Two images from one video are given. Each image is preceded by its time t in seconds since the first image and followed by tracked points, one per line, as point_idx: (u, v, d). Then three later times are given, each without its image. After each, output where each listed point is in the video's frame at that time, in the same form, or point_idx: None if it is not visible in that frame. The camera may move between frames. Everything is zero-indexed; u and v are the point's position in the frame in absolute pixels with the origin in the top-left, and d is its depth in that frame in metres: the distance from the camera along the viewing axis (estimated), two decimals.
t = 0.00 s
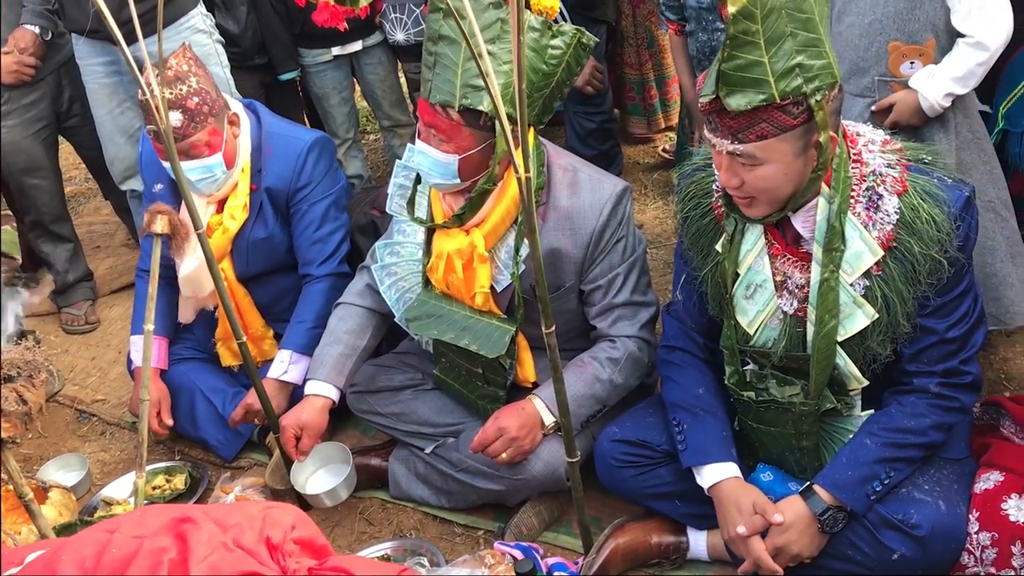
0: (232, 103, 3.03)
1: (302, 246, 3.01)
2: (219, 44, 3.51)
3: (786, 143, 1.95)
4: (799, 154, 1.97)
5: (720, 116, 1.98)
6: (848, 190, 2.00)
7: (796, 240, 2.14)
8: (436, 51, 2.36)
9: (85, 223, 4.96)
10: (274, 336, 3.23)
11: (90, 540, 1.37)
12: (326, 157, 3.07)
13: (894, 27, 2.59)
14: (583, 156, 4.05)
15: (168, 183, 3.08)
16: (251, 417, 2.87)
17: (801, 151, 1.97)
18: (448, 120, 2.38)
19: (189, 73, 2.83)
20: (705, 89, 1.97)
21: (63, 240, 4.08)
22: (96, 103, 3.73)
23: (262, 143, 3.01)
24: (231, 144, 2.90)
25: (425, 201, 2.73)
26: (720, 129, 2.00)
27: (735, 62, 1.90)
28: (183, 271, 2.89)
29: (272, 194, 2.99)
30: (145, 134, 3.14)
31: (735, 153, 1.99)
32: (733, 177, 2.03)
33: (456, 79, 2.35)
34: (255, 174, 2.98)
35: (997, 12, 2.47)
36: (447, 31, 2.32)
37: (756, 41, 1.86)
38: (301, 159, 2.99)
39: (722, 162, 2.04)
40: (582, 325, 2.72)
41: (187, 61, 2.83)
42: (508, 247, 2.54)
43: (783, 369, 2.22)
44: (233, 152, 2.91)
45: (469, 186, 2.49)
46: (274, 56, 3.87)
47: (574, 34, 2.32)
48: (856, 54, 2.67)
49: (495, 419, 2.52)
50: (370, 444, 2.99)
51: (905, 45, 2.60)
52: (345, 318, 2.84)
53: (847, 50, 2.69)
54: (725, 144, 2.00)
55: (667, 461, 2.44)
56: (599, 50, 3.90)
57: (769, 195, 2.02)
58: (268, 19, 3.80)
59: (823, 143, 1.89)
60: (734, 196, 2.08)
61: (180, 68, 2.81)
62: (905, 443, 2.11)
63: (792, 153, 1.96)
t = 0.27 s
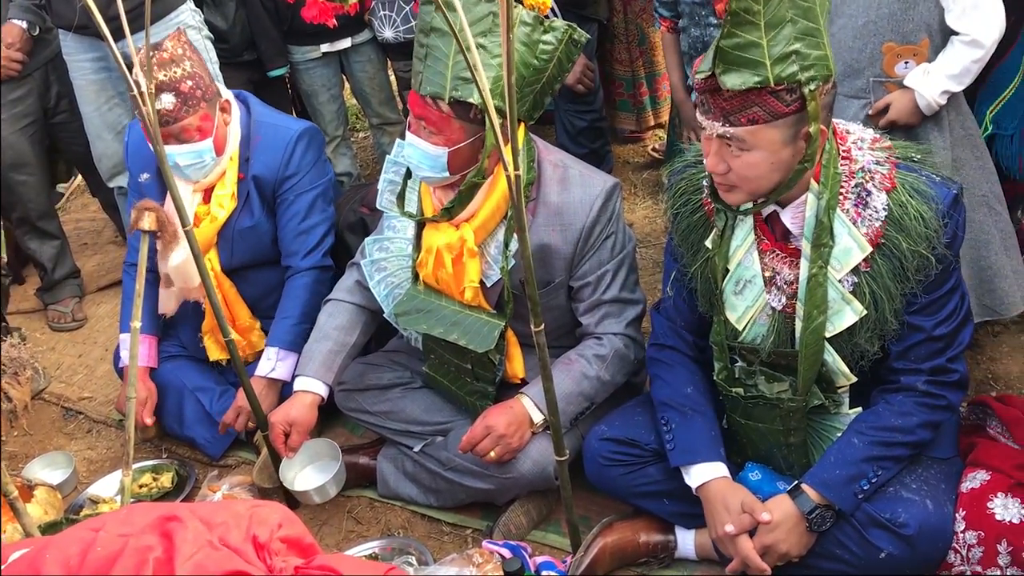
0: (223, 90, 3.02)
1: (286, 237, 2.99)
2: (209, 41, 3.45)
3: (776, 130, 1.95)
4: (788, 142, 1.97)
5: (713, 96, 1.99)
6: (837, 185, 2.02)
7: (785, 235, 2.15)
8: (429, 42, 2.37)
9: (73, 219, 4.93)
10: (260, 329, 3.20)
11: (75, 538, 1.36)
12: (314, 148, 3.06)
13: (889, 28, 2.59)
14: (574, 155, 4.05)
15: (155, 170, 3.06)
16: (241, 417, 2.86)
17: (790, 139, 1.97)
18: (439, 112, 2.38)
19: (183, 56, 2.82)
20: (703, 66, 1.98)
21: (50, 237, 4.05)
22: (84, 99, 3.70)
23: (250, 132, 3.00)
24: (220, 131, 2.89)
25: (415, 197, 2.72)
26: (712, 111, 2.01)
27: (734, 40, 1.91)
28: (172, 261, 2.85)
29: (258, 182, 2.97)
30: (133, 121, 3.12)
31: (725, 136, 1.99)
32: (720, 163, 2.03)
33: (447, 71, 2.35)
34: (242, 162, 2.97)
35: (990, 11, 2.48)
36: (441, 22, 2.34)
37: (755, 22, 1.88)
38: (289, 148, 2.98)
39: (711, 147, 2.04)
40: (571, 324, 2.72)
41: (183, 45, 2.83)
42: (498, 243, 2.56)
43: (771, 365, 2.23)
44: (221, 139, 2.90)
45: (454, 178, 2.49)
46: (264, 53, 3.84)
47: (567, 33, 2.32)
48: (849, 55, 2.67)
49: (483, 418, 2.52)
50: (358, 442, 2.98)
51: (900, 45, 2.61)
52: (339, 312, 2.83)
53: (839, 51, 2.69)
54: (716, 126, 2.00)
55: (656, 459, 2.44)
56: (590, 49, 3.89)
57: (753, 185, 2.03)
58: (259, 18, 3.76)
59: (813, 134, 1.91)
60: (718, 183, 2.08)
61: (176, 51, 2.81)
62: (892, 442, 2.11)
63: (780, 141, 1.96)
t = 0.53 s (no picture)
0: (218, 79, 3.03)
1: (277, 227, 2.98)
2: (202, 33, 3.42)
3: (771, 117, 1.95)
4: (783, 131, 1.97)
5: (711, 79, 1.99)
6: (831, 180, 2.03)
7: (778, 229, 2.15)
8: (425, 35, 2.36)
9: (62, 213, 4.91)
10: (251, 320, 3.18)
11: (63, 533, 1.35)
12: (307, 138, 3.05)
13: (884, 27, 2.60)
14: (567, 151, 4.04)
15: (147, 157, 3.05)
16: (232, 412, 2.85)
17: (785, 128, 1.97)
18: (434, 104, 2.37)
19: (186, 38, 2.85)
20: (703, 46, 1.99)
21: (40, 230, 4.03)
22: (76, 92, 3.68)
23: (244, 120, 2.99)
24: (213, 118, 2.91)
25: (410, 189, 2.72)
26: (709, 94, 2.01)
27: (735, 21, 1.91)
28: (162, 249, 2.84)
29: (250, 171, 2.97)
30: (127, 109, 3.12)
31: (720, 120, 2.00)
32: (714, 149, 2.03)
33: (443, 63, 2.34)
34: (235, 150, 2.97)
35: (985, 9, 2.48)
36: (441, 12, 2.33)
37: (757, 5, 1.89)
38: (282, 137, 2.97)
39: (706, 133, 2.04)
40: (563, 320, 2.72)
41: (188, 28, 2.86)
42: (492, 237, 2.54)
43: (764, 360, 2.22)
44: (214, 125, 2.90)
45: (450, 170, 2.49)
46: (255, 46, 3.82)
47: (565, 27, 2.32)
48: (846, 55, 2.68)
49: (475, 414, 2.52)
50: (349, 438, 2.97)
51: (895, 44, 2.61)
52: (331, 305, 2.83)
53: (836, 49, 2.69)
54: (712, 110, 2.00)
55: (647, 456, 2.44)
56: (585, 44, 3.89)
57: (746, 172, 2.02)
58: (250, 13, 3.75)
59: (810, 123, 1.92)
60: (712, 171, 2.08)
61: (178, 32, 2.83)
62: (883, 439, 2.12)
63: (775, 129, 1.96)
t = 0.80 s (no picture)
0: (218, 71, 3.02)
1: (276, 220, 2.98)
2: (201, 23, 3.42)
3: (773, 107, 1.96)
4: (784, 122, 1.98)
5: (713, 68, 2.00)
6: (829, 171, 2.03)
7: (776, 221, 2.16)
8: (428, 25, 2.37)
9: (58, 204, 4.90)
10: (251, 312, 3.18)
11: (63, 518, 1.35)
12: (305, 131, 3.05)
13: (876, 24, 2.61)
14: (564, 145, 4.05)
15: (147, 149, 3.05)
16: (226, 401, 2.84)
17: (786, 119, 1.98)
18: (436, 94, 2.38)
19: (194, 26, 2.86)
20: (706, 36, 2.00)
21: (35, 220, 4.02)
22: (73, 82, 3.67)
23: (243, 113, 2.99)
24: (216, 108, 2.91)
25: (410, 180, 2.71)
26: (710, 84, 2.01)
27: (739, 11, 1.93)
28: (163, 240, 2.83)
29: (249, 164, 2.97)
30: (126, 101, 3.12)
31: (721, 110, 2.00)
32: (715, 139, 2.03)
33: (446, 54, 2.34)
34: (235, 143, 2.97)
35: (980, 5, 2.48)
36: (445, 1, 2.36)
37: None
38: (280, 130, 2.97)
39: (706, 124, 2.05)
40: (560, 312, 2.73)
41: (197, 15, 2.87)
42: (492, 228, 2.55)
43: (760, 352, 2.23)
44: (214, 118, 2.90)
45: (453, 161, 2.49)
46: (252, 38, 3.81)
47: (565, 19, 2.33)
48: (840, 52, 2.69)
49: (472, 405, 2.52)
50: (345, 429, 2.98)
51: (888, 41, 2.62)
52: (327, 296, 2.83)
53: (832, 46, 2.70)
54: (713, 100, 2.01)
55: (644, 448, 2.45)
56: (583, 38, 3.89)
57: (747, 161, 2.03)
58: (249, 4, 3.74)
59: (810, 114, 1.92)
60: (712, 161, 2.08)
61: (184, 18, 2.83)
62: (878, 431, 2.13)
63: (777, 120, 1.97)
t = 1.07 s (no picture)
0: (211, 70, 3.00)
1: (271, 220, 2.97)
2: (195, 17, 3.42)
3: (787, 109, 1.96)
4: (797, 122, 1.98)
5: (725, 80, 1.97)
6: (823, 171, 2.01)
7: (770, 222, 2.15)
8: (421, 24, 2.34)
9: (52, 198, 4.88)
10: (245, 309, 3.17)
11: (50, 512, 1.34)
12: (299, 131, 3.04)
13: (864, 24, 2.60)
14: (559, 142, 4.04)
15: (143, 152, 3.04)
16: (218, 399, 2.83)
17: (798, 119, 1.98)
18: (442, 91, 2.37)
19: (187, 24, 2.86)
20: (717, 49, 1.96)
21: (28, 214, 4.00)
22: (67, 76, 3.66)
23: (237, 113, 2.98)
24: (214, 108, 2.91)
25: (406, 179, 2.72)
26: (722, 96, 1.99)
27: (750, 19, 1.90)
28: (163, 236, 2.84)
29: (243, 165, 2.96)
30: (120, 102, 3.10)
31: (736, 120, 1.98)
32: (728, 150, 2.02)
33: (444, 50, 2.34)
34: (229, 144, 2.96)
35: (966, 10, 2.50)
36: None
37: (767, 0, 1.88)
38: (274, 131, 2.96)
39: (718, 134, 2.03)
40: (553, 309, 2.72)
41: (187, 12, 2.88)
42: (488, 224, 2.55)
43: (754, 352, 2.23)
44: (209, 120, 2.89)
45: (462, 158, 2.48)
46: (248, 31, 3.81)
47: None
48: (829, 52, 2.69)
49: (465, 401, 2.51)
50: (338, 425, 2.97)
51: (877, 41, 2.61)
52: (321, 290, 2.81)
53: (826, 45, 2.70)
54: (727, 112, 1.98)
55: (636, 445, 2.44)
56: (578, 34, 3.88)
57: (762, 166, 2.02)
58: None
59: (823, 110, 1.96)
60: (723, 170, 2.07)
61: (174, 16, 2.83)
62: (870, 430, 2.13)
63: (790, 121, 1.98)
